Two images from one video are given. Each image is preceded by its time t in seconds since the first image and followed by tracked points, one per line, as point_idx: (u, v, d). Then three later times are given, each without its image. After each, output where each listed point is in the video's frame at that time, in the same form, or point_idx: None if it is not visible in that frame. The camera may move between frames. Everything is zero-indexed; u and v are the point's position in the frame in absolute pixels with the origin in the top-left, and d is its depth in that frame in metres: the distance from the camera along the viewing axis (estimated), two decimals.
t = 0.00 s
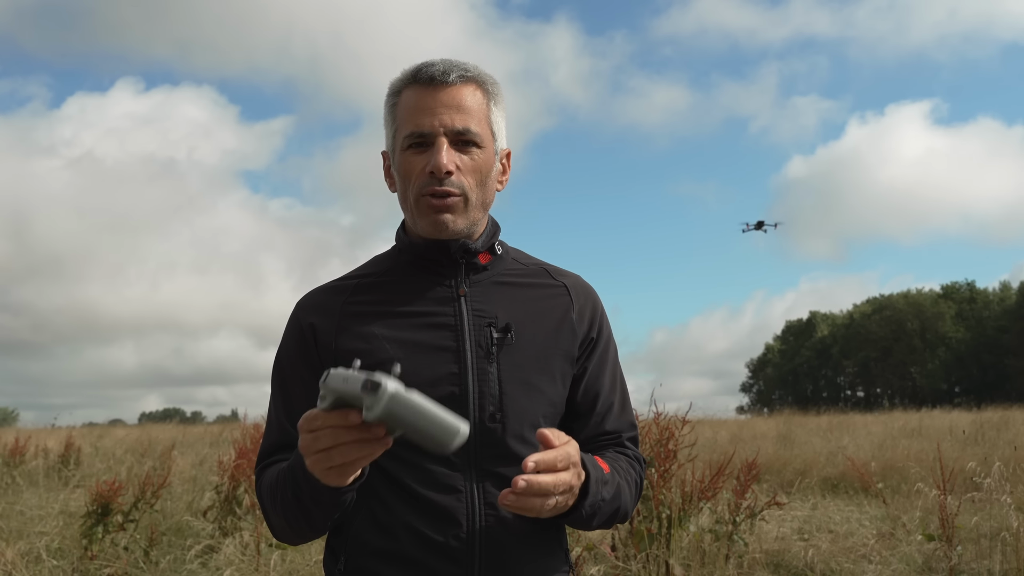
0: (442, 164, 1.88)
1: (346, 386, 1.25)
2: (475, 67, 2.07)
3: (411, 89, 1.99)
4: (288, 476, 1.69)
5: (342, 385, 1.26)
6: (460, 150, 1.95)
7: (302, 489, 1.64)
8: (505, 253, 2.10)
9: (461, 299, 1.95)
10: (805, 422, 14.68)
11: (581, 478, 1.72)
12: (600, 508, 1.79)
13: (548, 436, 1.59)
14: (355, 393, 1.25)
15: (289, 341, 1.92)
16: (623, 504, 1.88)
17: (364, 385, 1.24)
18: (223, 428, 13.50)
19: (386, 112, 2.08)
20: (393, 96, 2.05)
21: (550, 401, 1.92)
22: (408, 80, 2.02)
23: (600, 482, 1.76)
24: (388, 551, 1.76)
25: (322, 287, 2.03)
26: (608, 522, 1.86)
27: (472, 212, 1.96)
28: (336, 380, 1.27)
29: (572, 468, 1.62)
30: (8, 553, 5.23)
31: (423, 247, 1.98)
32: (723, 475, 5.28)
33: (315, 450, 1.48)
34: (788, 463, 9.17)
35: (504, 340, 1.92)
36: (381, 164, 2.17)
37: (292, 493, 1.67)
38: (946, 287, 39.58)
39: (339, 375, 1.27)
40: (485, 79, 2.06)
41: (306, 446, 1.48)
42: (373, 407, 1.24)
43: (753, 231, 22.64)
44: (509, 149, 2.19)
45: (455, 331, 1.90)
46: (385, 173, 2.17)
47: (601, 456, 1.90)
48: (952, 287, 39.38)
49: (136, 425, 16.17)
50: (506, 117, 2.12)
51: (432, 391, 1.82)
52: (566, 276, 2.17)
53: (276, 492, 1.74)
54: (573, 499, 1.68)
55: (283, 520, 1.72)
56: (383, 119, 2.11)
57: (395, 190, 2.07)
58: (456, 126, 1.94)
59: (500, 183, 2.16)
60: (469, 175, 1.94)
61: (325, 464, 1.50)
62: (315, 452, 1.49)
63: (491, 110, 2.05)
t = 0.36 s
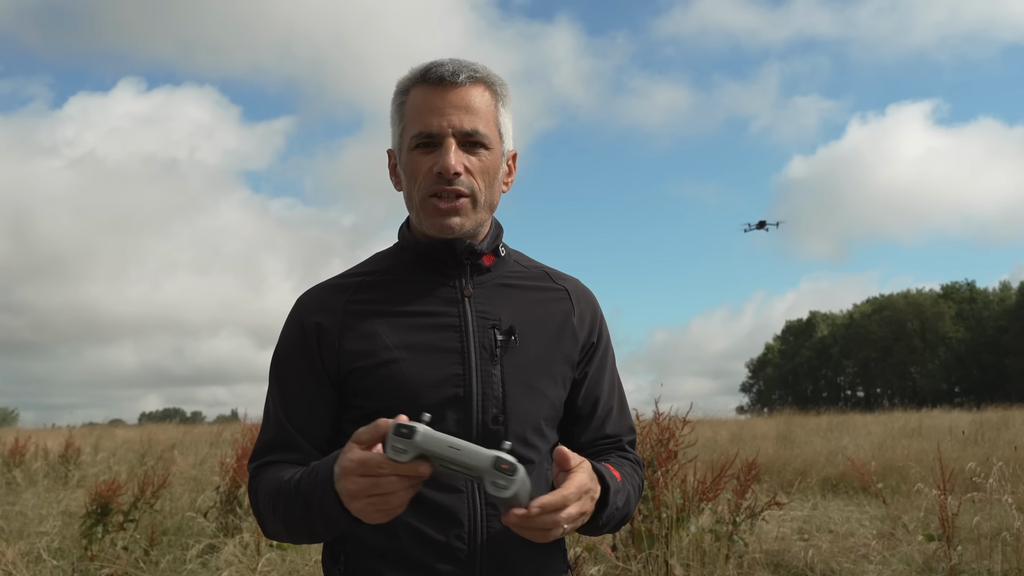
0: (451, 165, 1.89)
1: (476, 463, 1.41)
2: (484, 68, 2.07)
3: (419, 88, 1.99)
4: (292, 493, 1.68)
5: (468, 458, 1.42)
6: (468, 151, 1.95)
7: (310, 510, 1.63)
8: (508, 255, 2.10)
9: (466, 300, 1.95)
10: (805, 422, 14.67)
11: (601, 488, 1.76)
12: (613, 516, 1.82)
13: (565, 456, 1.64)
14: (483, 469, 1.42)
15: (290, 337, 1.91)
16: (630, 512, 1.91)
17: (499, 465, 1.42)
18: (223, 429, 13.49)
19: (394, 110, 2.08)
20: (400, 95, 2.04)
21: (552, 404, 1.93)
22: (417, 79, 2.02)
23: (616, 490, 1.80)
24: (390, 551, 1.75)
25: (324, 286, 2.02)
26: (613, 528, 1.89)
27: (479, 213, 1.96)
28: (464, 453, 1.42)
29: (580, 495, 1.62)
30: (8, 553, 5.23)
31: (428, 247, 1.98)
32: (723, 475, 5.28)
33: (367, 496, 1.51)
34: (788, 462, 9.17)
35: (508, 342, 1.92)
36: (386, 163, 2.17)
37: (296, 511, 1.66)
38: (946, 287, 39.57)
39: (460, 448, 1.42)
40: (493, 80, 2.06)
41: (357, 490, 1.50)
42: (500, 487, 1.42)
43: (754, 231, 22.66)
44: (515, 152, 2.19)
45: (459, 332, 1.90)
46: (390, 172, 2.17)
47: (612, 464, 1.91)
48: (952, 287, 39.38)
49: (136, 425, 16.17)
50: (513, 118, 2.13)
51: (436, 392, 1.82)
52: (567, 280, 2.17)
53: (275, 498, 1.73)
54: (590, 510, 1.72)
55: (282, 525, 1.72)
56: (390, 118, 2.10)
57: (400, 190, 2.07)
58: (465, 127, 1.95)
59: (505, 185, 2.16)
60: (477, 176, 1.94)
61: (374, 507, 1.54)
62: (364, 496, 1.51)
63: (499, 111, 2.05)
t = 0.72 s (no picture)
0: (450, 166, 1.89)
1: (543, 467, 1.52)
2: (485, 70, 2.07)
3: (420, 89, 1.99)
4: (299, 473, 1.67)
5: (536, 463, 1.51)
6: (468, 151, 1.95)
7: (317, 491, 1.62)
8: (507, 256, 2.10)
9: (466, 301, 1.95)
10: (805, 422, 14.67)
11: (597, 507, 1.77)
12: (608, 528, 1.82)
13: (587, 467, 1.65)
14: (547, 472, 1.52)
15: (291, 334, 1.90)
16: (627, 521, 1.91)
17: (562, 469, 1.53)
18: (223, 429, 13.49)
19: (394, 111, 2.08)
20: (401, 95, 2.05)
21: (552, 404, 1.93)
22: (418, 80, 2.02)
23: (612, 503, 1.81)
24: (390, 550, 1.75)
25: (327, 285, 2.02)
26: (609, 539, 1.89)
27: (478, 213, 1.96)
28: (532, 458, 1.50)
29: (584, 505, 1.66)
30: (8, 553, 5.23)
31: (428, 247, 1.98)
32: (723, 475, 5.28)
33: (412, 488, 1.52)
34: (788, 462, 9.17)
35: (508, 343, 1.92)
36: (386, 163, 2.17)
37: (299, 492, 1.65)
38: (946, 287, 39.56)
39: (526, 453, 1.50)
40: (494, 82, 2.06)
41: (405, 479, 1.51)
42: (560, 490, 1.55)
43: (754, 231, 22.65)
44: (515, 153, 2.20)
45: (459, 332, 1.90)
46: (390, 172, 2.17)
47: (611, 477, 1.91)
48: (952, 287, 39.36)
49: (137, 425, 16.18)
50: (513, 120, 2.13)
51: (435, 391, 1.82)
52: (566, 280, 2.17)
53: (272, 482, 1.71)
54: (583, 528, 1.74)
55: (272, 509, 1.70)
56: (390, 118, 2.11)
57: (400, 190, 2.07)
58: (465, 127, 1.95)
59: (505, 186, 2.16)
60: (476, 177, 1.95)
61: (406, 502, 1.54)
62: (409, 488, 1.52)
63: (499, 113, 2.05)
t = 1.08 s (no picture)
0: (445, 168, 1.90)
1: (566, 460, 1.52)
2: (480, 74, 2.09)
3: (415, 92, 2.00)
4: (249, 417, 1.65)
5: (558, 458, 1.52)
6: (463, 154, 1.96)
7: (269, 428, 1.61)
8: (504, 255, 2.10)
9: (460, 300, 1.95)
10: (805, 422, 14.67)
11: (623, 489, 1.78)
12: (636, 514, 1.82)
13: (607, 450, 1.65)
14: (571, 463, 1.53)
15: (286, 332, 1.93)
16: (655, 508, 1.91)
17: (584, 456, 1.54)
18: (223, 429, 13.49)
19: (388, 114, 2.09)
20: (395, 98, 2.06)
21: (551, 399, 1.92)
22: (412, 83, 2.03)
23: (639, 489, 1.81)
24: (391, 549, 1.75)
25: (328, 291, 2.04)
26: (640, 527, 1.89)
27: (473, 215, 1.97)
28: (553, 454, 1.52)
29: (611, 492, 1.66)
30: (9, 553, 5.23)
31: (422, 249, 1.99)
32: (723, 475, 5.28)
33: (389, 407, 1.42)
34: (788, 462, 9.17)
35: (503, 339, 1.92)
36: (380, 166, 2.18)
37: (253, 434, 1.64)
38: (946, 287, 39.56)
39: (546, 449, 1.51)
40: (489, 86, 2.08)
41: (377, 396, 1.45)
42: (588, 474, 1.56)
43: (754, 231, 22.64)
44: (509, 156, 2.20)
45: (454, 331, 1.91)
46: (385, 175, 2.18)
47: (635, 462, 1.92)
48: (952, 287, 39.36)
49: (136, 424, 16.17)
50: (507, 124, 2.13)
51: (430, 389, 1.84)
52: (565, 278, 2.17)
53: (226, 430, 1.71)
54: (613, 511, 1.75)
55: (228, 456, 1.69)
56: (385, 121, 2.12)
57: (395, 192, 2.08)
58: (460, 130, 1.96)
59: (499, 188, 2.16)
60: (470, 180, 1.96)
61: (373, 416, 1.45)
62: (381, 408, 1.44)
63: (494, 116, 2.06)
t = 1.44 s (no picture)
0: (454, 174, 1.91)
1: (577, 415, 1.54)
2: (484, 75, 2.07)
3: (420, 94, 1.99)
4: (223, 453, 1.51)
5: (569, 412, 1.53)
6: (470, 158, 1.96)
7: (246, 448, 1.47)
8: (506, 256, 2.10)
9: (463, 301, 1.95)
10: (805, 422, 14.68)
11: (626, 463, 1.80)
12: (637, 496, 1.83)
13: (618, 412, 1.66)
14: (581, 417, 1.54)
15: (288, 330, 1.91)
16: (654, 497, 1.92)
17: (595, 412, 1.55)
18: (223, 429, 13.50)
19: (391, 113, 2.07)
20: (399, 98, 2.04)
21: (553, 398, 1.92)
22: (417, 84, 2.01)
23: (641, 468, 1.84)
24: (393, 549, 1.75)
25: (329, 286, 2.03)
26: (640, 513, 1.89)
27: (479, 218, 1.98)
28: (565, 407, 1.53)
29: (618, 457, 1.66)
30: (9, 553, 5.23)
31: (426, 249, 1.99)
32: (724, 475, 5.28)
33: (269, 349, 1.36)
34: (788, 463, 9.17)
35: (504, 339, 1.92)
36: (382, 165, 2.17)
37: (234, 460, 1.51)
38: (947, 288, 39.57)
39: (559, 401, 1.52)
40: (494, 86, 2.06)
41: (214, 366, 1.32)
42: (597, 433, 1.57)
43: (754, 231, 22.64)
44: (512, 155, 2.19)
45: (456, 330, 1.91)
46: (387, 174, 2.18)
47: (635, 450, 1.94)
48: (952, 287, 39.37)
49: (136, 424, 16.18)
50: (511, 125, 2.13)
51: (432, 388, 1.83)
52: (564, 277, 2.17)
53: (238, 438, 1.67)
54: (615, 484, 1.75)
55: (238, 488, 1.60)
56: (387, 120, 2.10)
57: (398, 192, 2.08)
58: (467, 135, 1.95)
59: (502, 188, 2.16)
60: (477, 183, 1.96)
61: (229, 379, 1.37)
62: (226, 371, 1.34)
63: (498, 118, 2.06)
